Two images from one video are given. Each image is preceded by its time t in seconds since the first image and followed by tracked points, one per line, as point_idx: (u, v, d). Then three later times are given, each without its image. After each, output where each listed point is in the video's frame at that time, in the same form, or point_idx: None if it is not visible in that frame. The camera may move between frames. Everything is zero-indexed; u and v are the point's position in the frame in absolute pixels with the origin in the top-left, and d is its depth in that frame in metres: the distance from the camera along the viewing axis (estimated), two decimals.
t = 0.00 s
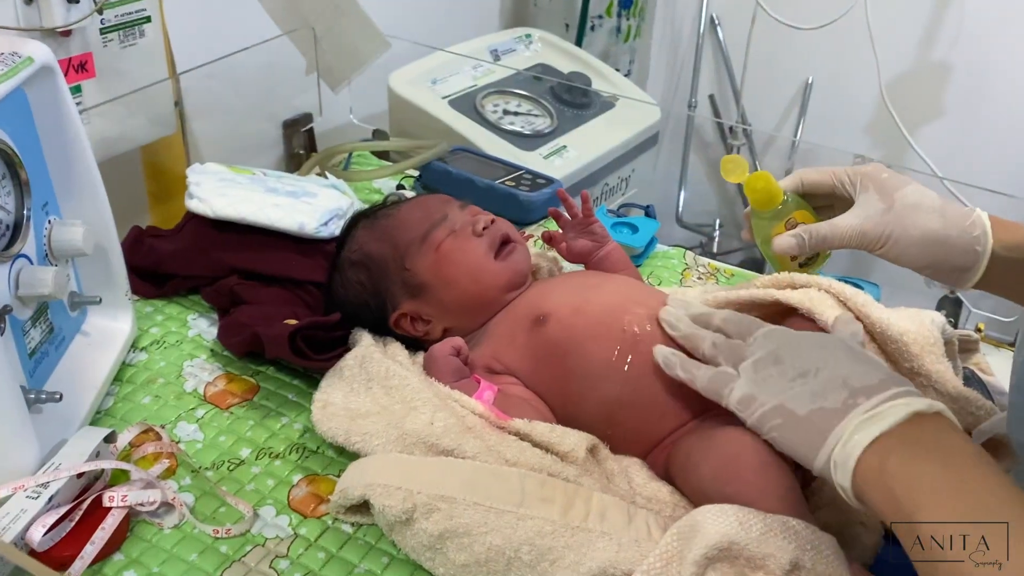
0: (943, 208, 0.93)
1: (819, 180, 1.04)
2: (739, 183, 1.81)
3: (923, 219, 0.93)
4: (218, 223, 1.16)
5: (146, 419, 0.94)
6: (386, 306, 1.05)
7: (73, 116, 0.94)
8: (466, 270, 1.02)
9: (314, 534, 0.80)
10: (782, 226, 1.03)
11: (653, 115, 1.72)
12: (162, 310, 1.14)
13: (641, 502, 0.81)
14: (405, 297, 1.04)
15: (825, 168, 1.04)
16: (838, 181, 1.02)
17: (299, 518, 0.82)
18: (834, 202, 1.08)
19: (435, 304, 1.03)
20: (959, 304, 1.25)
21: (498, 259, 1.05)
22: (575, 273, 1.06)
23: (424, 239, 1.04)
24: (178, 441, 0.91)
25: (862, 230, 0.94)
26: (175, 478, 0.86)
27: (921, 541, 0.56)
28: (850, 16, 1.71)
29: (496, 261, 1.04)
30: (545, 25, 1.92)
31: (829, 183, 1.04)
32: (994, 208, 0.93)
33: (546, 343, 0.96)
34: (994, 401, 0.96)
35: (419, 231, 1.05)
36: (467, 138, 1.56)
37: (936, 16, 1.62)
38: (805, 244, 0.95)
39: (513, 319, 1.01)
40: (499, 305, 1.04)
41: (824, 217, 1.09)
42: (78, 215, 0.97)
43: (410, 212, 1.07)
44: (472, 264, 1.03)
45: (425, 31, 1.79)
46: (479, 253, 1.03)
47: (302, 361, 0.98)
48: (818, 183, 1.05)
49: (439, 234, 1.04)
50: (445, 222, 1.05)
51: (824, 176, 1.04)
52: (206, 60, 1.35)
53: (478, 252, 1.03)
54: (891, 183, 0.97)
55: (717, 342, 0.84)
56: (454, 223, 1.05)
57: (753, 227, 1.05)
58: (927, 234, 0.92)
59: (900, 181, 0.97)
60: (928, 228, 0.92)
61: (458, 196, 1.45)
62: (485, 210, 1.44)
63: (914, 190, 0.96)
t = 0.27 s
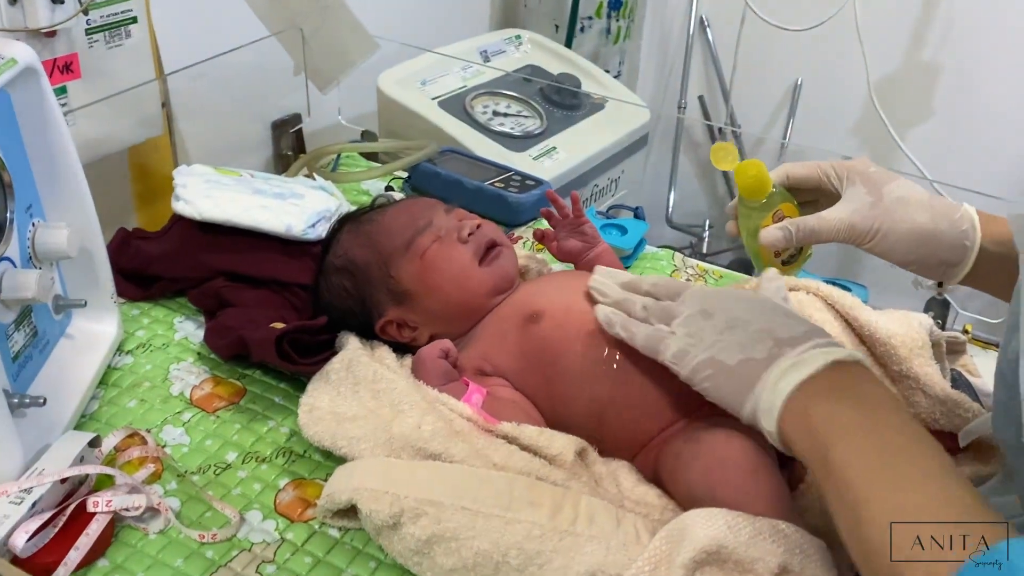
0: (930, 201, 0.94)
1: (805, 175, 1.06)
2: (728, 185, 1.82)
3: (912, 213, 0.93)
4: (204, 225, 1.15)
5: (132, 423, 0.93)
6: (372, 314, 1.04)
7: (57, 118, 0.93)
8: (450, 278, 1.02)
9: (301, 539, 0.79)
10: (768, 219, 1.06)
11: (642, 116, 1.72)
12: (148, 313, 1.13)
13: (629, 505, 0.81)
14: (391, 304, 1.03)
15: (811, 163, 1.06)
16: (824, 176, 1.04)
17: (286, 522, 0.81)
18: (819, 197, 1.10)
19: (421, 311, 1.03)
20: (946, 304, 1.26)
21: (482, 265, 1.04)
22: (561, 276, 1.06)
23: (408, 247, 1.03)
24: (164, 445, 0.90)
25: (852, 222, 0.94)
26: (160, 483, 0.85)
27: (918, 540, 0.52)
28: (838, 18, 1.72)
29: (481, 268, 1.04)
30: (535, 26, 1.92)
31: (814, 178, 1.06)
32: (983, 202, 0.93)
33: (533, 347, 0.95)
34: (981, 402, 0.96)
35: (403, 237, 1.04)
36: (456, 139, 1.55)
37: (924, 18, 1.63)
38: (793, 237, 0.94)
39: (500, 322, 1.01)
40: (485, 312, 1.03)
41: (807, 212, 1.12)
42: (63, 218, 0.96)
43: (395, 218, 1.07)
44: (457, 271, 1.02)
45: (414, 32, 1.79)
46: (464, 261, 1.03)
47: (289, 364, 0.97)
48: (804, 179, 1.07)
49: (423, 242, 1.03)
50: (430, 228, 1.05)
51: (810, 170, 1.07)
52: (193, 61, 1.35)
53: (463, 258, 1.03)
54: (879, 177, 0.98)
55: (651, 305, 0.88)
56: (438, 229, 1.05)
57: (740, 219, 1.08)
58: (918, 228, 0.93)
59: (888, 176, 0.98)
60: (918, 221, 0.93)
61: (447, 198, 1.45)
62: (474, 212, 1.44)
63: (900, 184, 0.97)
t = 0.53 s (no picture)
0: (933, 201, 0.94)
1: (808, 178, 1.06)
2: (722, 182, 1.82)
3: (914, 213, 0.93)
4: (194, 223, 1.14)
5: (122, 423, 0.92)
6: (363, 311, 1.04)
7: (46, 115, 0.92)
8: (441, 276, 1.01)
9: (293, 540, 0.79)
10: (773, 222, 1.05)
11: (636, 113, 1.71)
12: (139, 312, 1.12)
13: (625, 505, 0.80)
14: (382, 302, 1.03)
15: (812, 166, 1.07)
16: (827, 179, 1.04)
17: (278, 523, 0.80)
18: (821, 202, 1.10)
19: (412, 309, 1.02)
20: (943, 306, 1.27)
21: (474, 263, 1.03)
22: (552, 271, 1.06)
23: (399, 244, 1.03)
24: (155, 445, 0.89)
25: (854, 224, 0.95)
26: (151, 484, 0.84)
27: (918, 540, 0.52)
28: (832, 15, 1.72)
29: (472, 265, 1.03)
30: (528, 23, 1.91)
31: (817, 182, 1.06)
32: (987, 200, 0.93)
33: (526, 345, 0.95)
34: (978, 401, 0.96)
35: (393, 235, 1.03)
36: (449, 136, 1.54)
37: (918, 15, 1.63)
38: (797, 239, 0.95)
39: (492, 319, 1.00)
40: (477, 309, 1.03)
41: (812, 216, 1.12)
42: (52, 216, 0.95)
43: (384, 216, 1.06)
44: (448, 269, 1.01)
45: (407, 28, 1.77)
46: (455, 258, 1.02)
47: (281, 364, 0.96)
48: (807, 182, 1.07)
49: (414, 239, 1.03)
50: (421, 225, 1.04)
51: (813, 174, 1.06)
52: (184, 57, 1.33)
53: (454, 256, 1.02)
54: (881, 179, 0.98)
55: (610, 315, 0.87)
56: (430, 226, 1.04)
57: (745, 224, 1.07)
58: (920, 228, 0.93)
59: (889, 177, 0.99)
60: (920, 222, 0.93)
61: (441, 196, 1.44)
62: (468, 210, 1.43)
63: (904, 185, 0.97)
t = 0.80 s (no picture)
0: (947, 179, 0.92)
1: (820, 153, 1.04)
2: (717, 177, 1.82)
3: (927, 190, 0.91)
4: (189, 214, 1.13)
5: (117, 414, 0.92)
6: (360, 302, 1.03)
7: (38, 103, 0.91)
8: (439, 266, 1.01)
9: (290, 531, 0.78)
10: (784, 193, 0.99)
11: (632, 106, 1.72)
12: (134, 304, 1.11)
13: (624, 496, 0.80)
14: (379, 293, 1.02)
15: (825, 141, 1.04)
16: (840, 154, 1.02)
17: (275, 514, 0.80)
18: (831, 178, 1.08)
19: (409, 301, 1.02)
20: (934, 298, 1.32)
21: (472, 253, 1.03)
22: (547, 263, 1.06)
23: (396, 234, 1.02)
24: (150, 436, 0.89)
25: (867, 199, 0.92)
26: (147, 475, 0.84)
27: (920, 541, 0.54)
28: (827, 11, 1.72)
29: (470, 256, 1.03)
30: (524, 16, 1.90)
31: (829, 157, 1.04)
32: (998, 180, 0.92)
33: (524, 337, 0.95)
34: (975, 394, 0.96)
35: (391, 225, 1.03)
36: (445, 129, 1.54)
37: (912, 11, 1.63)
38: (807, 214, 0.92)
39: (490, 311, 1.00)
40: (474, 301, 1.03)
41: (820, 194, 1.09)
42: (45, 205, 0.94)
43: (382, 207, 1.05)
44: (446, 259, 1.01)
45: (402, 21, 1.76)
46: (453, 249, 1.02)
47: (277, 355, 0.96)
48: (818, 157, 1.05)
49: (412, 229, 1.02)
50: (419, 216, 1.04)
51: (823, 150, 1.04)
52: (179, 48, 1.32)
53: (452, 247, 1.02)
54: (895, 156, 0.97)
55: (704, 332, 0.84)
56: (427, 217, 1.04)
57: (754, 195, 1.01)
58: (934, 204, 0.90)
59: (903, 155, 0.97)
60: (933, 199, 0.91)
61: (437, 188, 1.44)
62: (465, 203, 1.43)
63: (917, 162, 0.95)
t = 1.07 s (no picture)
0: (940, 155, 0.91)
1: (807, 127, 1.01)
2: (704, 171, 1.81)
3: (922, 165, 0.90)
4: (166, 203, 1.10)
5: (89, 408, 0.89)
6: (341, 293, 1.01)
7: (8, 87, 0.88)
8: (422, 256, 0.99)
9: (267, 528, 0.76)
10: (772, 168, 0.96)
11: (618, 97, 1.71)
12: (109, 294, 1.08)
13: (611, 490, 0.78)
14: (360, 284, 1.00)
15: (814, 115, 1.01)
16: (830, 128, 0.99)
17: (252, 510, 0.78)
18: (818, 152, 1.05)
19: (392, 292, 0.99)
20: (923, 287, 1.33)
21: (456, 243, 1.01)
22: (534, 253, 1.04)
23: (378, 224, 1.00)
24: (123, 431, 0.86)
25: (858, 174, 0.89)
26: (119, 470, 0.81)
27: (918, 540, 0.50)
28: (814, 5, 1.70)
29: (453, 246, 1.00)
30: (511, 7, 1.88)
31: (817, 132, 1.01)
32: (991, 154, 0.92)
33: (509, 328, 0.93)
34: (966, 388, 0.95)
35: (373, 214, 1.01)
36: (429, 119, 1.51)
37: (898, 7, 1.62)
38: (796, 188, 0.86)
39: (475, 301, 0.98)
40: (458, 291, 1.01)
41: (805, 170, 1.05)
42: (14, 192, 0.91)
43: (363, 195, 1.03)
44: (429, 250, 0.99)
45: (387, 10, 1.74)
46: (437, 239, 0.99)
47: (255, 348, 0.93)
48: (805, 130, 1.02)
49: (394, 219, 1.00)
50: (401, 205, 1.01)
51: (812, 122, 1.01)
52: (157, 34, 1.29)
53: (435, 237, 1.00)
54: (885, 128, 0.94)
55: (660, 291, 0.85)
56: (410, 207, 1.01)
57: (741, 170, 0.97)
58: (928, 179, 0.89)
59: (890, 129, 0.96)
60: (929, 173, 0.89)
61: (421, 178, 1.41)
62: (450, 194, 1.40)
63: (908, 137, 0.93)
